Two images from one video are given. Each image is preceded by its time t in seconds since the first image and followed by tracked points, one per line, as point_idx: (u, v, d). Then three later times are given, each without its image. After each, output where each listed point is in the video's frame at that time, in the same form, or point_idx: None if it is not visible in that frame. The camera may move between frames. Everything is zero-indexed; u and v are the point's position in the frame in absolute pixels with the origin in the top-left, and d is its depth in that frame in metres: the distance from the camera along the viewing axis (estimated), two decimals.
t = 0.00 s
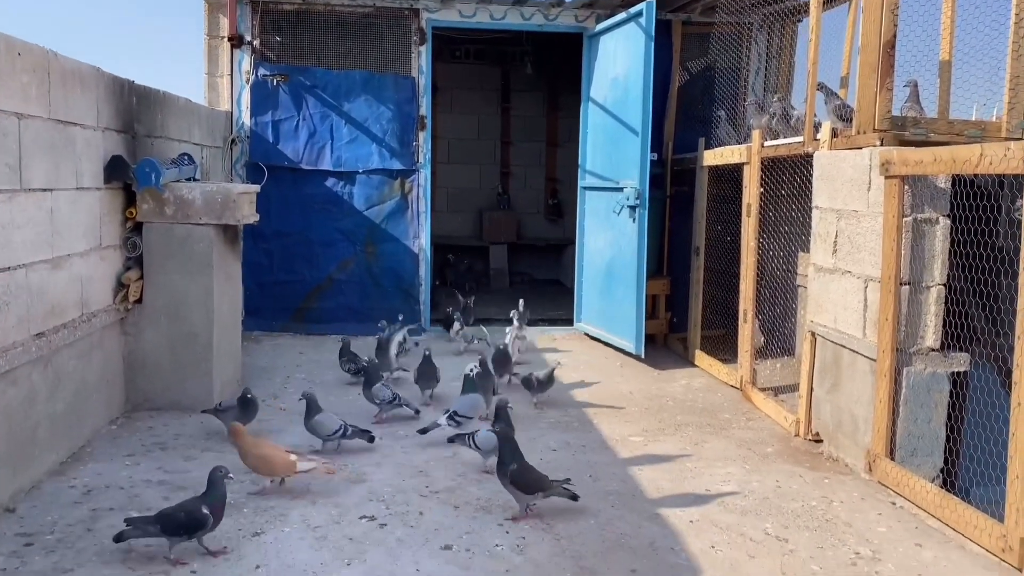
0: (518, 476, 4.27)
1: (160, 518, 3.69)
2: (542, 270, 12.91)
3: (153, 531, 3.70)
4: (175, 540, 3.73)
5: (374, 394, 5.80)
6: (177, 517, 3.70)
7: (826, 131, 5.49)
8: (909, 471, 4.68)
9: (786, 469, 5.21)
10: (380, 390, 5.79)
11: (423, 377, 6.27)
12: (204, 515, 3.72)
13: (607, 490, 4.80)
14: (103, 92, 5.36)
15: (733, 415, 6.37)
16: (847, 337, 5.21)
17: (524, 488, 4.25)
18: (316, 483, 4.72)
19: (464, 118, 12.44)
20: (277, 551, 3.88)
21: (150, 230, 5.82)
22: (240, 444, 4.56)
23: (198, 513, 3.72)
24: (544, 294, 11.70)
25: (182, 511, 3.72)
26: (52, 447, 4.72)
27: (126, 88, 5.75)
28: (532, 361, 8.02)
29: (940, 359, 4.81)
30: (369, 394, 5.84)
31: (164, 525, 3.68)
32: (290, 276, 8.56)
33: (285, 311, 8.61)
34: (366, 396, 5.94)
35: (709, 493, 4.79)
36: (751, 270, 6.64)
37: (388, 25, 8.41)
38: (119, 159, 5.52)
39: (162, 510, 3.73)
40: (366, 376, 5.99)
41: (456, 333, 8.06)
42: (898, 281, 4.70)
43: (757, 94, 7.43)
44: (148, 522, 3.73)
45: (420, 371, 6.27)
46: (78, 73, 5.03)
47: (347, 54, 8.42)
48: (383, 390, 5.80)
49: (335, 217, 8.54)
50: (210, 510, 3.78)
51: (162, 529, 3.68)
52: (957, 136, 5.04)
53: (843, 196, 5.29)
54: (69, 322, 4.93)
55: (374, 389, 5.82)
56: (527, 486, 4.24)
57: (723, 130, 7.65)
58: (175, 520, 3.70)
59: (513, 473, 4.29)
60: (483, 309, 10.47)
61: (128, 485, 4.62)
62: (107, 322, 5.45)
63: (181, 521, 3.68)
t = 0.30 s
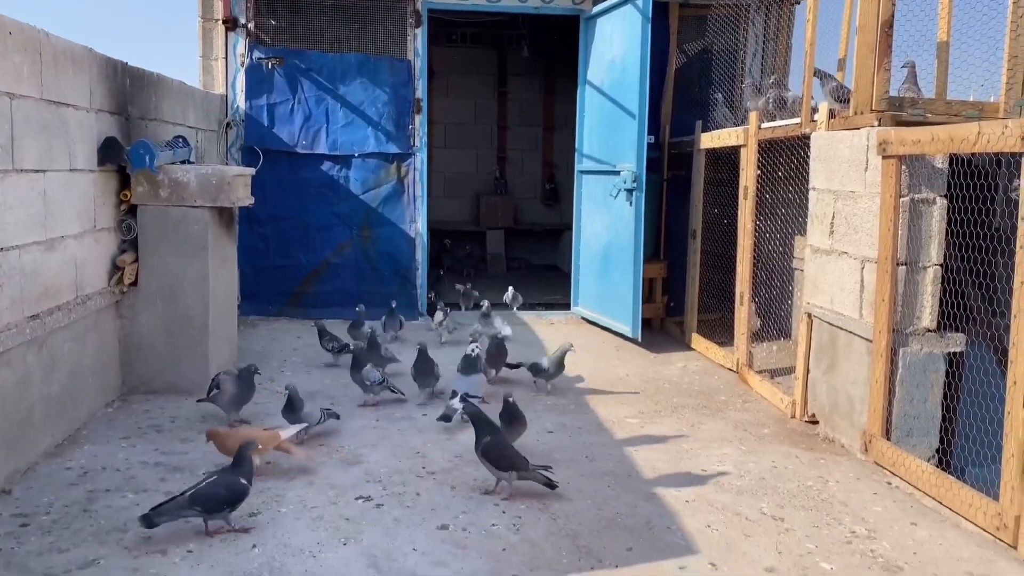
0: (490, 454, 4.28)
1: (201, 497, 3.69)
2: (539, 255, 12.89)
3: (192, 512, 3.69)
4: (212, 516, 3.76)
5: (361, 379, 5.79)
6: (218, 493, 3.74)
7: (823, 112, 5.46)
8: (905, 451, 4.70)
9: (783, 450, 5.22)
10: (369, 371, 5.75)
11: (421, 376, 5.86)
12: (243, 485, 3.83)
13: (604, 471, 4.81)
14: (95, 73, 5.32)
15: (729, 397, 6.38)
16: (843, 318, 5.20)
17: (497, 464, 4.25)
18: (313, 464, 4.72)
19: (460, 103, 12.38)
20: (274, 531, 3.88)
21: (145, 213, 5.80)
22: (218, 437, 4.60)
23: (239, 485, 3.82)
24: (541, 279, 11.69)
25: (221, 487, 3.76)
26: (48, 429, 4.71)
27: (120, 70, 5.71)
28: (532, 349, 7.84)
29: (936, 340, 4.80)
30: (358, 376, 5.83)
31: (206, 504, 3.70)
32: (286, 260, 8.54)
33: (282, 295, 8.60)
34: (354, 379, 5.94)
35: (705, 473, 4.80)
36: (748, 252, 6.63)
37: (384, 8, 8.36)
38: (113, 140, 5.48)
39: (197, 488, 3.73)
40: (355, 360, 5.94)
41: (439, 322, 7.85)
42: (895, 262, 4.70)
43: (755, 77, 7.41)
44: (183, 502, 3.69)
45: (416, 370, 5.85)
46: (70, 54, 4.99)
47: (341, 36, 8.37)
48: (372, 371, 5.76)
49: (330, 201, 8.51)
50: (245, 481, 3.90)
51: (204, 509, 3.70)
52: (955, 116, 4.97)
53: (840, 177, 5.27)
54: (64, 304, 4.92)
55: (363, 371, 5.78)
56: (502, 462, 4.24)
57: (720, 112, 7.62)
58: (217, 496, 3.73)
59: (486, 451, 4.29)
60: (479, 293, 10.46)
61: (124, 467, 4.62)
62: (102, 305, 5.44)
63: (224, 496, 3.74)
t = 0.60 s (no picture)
0: (450, 436, 4.32)
1: (213, 480, 3.73)
2: (535, 242, 12.86)
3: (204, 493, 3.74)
4: (224, 497, 3.79)
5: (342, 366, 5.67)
6: (229, 477, 3.76)
7: (820, 96, 5.45)
8: (901, 434, 4.71)
9: (779, 435, 5.23)
10: (351, 363, 5.63)
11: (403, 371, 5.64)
12: (255, 473, 3.83)
13: (600, 455, 4.82)
14: (88, 59, 5.27)
15: (726, 383, 6.39)
16: (840, 303, 5.21)
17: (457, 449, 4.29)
18: (310, 451, 4.71)
19: (456, 89, 12.33)
20: (272, 517, 3.87)
21: (139, 200, 5.77)
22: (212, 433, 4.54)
23: (251, 472, 3.82)
24: (537, 266, 11.68)
25: (233, 471, 3.79)
26: (44, 417, 4.70)
27: (113, 55, 5.66)
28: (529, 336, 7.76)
29: (933, 324, 4.80)
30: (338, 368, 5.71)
31: (217, 486, 3.73)
32: (281, 248, 8.52)
33: (277, 283, 8.58)
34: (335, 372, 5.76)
35: (702, 458, 4.80)
36: (744, 238, 6.63)
37: None
38: (107, 126, 5.44)
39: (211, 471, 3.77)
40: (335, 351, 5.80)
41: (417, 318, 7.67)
42: (892, 246, 4.70)
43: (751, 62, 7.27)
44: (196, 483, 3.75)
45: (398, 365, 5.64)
46: (62, 39, 4.94)
47: (336, 22, 8.33)
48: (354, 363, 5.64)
49: (325, 188, 8.48)
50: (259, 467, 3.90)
51: (214, 492, 3.74)
52: (952, 100, 5.08)
53: (837, 162, 5.26)
54: (59, 291, 4.89)
55: (345, 363, 5.65)
56: (463, 449, 4.27)
57: (717, 98, 7.59)
58: (229, 479, 3.76)
59: (447, 432, 4.34)
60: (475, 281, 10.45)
61: (121, 454, 4.61)
62: (97, 292, 5.41)
63: (235, 481, 3.75)
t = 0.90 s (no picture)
0: (416, 413, 4.41)
1: (219, 463, 3.76)
2: (529, 232, 12.84)
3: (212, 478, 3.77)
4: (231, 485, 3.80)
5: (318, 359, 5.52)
6: (234, 463, 3.77)
7: (814, 84, 5.44)
8: (894, 422, 4.72)
9: (773, 423, 5.25)
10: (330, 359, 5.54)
11: (380, 363, 5.56)
12: (260, 460, 3.82)
13: (595, 444, 4.83)
14: (78, 48, 5.23)
15: (720, 371, 6.41)
16: (833, 291, 5.21)
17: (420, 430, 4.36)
18: (304, 441, 4.71)
19: (449, 78, 12.28)
20: (266, 507, 3.87)
21: (131, 190, 5.73)
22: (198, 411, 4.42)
23: (256, 457, 3.82)
24: (531, 256, 11.66)
25: (238, 457, 3.80)
26: (37, 408, 4.68)
27: (103, 45, 5.62)
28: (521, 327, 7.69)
29: (926, 311, 4.81)
30: (316, 364, 5.51)
31: (223, 470, 3.76)
32: (274, 238, 8.50)
33: (271, 273, 8.56)
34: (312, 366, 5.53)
35: (695, 446, 4.81)
36: (738, 226, 6.63)
37: None
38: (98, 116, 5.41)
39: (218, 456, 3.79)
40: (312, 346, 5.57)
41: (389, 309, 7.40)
42: (885, 234, 4.70)
43: (745, 51, 7.20)
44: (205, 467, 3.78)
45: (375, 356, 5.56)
46: (51, 28, 4.90)
47: (328, 10, 8.28)
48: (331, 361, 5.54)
49: (319, 178, 8.45)
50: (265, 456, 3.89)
51: (221, 476, 3.76)
52: (946, 88, 5.09)
53: (831, 150, 5.25)
54: (50, 282, 4.87)
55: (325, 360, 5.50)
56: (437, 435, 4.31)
57: (711, 87, 7.58)
58: (235, 465, 3.77)
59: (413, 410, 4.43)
60: (470, 270, 10.43)
61: (114, 445, 4.60)
62: (89, 283, 5.39)
63: (240, 467, 3.76)
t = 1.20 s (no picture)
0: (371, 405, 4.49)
1: (220, 463, 3.76)
2: (522, 225, 12.83)
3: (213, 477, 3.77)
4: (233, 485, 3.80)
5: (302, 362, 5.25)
6: (234, 462, 3.77)
7: (806, 77, 5.44)
8: (884, 414, 4.75)
9: (764, 415, 5.27)
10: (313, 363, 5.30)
11: (374, 360, 5.51)
12: (261, 460, 3.80)
13: (586, 437, 4.84)
14: (66, 42, 5.20)
15: (712, 363, 6.43)
16: (824, 284, 5.23)
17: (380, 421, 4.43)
18: (296, 435, 4.71)
19: (442, 71, 12.25)
20: (258, 501, 3.88)
21: (121, 185, 5.71)
22: (164, 393, 4.43)
23: (256, 458, 3.81)
24: (525, 249, 11.66)
25: (240, 457, 3.79)
26: (28, 403, 4.68)
27: (92, 38, 5.59)
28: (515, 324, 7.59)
29: (916, 304, 4.83)
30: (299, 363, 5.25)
31: (223, 470, 3.76)
32: (267, 232, 8.48)
33: (264, 267, 8.55)
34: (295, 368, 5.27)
35: (687, 439, 4.83)
36: (730, 219, 6.64)
37: None
38: (86, 110, 5.38)
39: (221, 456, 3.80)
40: (297, 347, 5.30)
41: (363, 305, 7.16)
42: (876, 227, 4.71)
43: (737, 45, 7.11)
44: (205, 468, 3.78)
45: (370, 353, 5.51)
46: (40, 21, 4.88)
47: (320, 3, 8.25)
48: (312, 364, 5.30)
49: (311, 171, 8.43)
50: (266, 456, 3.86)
51: (221, 476, 3.76)
52: (937, 81, 5.12)
53: (822, 143, 5.26)
54: (40, 277, 4.86)
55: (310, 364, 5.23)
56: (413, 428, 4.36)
57: (703, 79, 7.58)
58: (234, 465, 3.77)
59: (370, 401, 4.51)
60: (463, 264, 10.43)
61: (106, 440, 4.60)
62: (80, 278, 5.38)
63: (241, 466, 3.76)
